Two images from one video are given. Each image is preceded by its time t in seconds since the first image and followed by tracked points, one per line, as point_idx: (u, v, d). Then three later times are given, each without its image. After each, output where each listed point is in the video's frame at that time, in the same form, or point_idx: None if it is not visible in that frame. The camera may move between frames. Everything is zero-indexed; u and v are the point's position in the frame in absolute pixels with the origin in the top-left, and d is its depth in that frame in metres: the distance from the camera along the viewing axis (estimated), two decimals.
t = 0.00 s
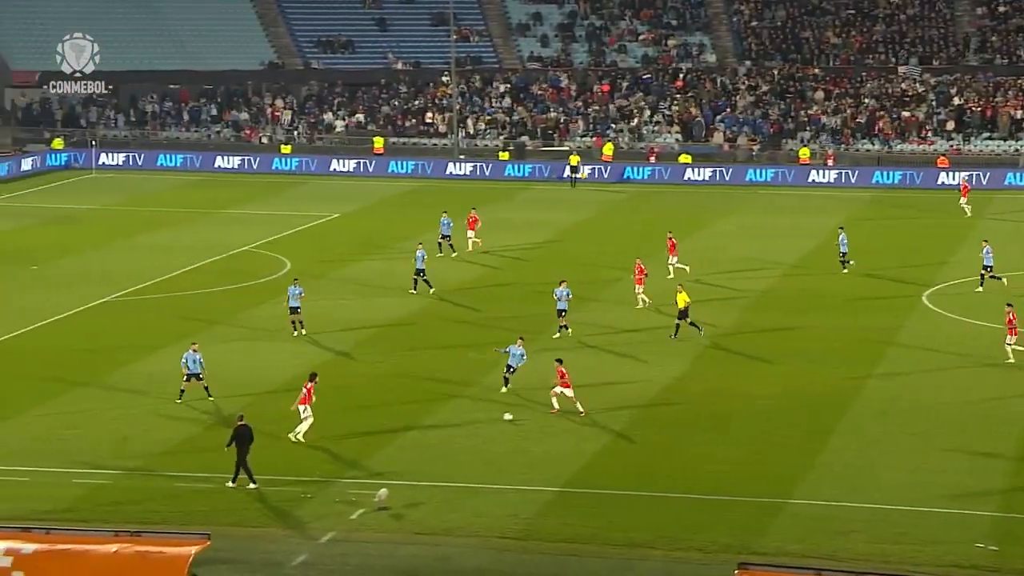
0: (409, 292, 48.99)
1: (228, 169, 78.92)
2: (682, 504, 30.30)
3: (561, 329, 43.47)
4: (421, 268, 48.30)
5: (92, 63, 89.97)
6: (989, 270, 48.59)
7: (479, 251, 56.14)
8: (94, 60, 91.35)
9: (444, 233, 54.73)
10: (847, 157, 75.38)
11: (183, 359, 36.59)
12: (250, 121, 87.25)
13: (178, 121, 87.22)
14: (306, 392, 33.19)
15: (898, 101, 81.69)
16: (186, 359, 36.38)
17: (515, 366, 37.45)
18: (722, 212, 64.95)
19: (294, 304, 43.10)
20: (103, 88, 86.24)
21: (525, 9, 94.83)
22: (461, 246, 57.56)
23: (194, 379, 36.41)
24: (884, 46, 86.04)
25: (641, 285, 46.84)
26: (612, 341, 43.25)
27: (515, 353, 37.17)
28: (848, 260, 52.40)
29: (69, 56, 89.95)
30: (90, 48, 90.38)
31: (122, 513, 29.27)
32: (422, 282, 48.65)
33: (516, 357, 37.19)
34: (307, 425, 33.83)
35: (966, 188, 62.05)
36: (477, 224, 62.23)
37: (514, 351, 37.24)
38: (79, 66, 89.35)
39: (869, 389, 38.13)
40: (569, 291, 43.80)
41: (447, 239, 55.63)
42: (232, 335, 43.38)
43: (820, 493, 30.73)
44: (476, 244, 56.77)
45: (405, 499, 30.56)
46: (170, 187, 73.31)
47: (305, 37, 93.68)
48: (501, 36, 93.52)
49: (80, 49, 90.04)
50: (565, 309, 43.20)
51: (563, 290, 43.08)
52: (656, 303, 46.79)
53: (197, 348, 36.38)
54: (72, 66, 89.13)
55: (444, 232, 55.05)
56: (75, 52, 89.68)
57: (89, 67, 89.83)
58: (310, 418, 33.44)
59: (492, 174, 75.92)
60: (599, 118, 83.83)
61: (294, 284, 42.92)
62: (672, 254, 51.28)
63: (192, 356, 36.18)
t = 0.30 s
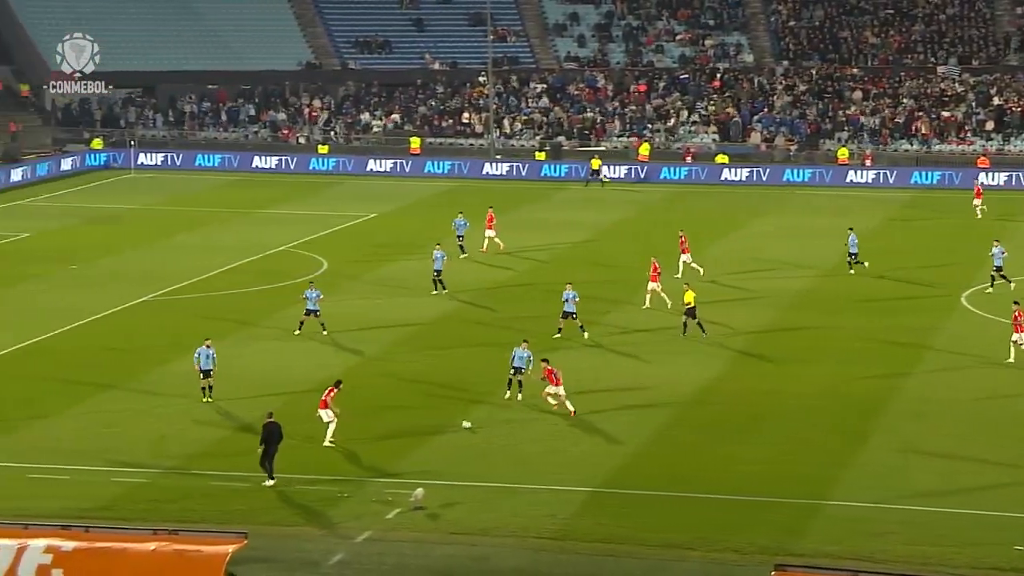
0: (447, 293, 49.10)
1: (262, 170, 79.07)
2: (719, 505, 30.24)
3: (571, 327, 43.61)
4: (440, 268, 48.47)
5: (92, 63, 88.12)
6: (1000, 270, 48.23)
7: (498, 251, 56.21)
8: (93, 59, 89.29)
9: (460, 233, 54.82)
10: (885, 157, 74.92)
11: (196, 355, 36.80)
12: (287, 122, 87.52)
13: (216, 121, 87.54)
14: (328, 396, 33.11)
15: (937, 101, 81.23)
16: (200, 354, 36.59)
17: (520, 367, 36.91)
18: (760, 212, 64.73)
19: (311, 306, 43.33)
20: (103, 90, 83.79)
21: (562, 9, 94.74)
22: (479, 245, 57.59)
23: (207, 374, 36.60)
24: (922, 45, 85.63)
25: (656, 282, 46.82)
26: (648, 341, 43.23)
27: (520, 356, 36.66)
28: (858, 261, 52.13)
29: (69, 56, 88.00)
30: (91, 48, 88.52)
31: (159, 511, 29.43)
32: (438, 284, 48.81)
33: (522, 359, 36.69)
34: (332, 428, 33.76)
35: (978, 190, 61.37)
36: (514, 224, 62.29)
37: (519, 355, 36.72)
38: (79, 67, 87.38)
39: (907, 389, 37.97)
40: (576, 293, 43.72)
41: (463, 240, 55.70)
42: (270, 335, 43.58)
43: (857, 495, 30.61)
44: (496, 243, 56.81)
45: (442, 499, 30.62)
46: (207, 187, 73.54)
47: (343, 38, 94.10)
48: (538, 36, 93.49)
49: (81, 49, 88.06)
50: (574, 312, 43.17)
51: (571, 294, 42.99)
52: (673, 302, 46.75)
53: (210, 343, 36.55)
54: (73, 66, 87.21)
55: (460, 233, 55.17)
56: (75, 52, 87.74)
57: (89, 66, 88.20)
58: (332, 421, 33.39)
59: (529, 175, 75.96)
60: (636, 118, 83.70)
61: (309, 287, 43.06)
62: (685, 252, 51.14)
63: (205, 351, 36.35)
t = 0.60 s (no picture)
0: (481, 293, 49.10)
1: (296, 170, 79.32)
2: (752, 506, 30.13)
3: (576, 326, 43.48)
4: (455, 267, 48.46)
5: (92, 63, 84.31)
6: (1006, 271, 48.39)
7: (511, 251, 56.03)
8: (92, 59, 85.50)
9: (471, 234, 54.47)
10: (920, 157, 74.56)
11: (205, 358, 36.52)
12: (321, 121, 87.57)
13: (251, 121, 87.93)
14: (346, 394, 33.17)
15: (973, 100, 80.77)
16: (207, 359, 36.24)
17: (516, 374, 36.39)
18: (795, 212, 64.42)
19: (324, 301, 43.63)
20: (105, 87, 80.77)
21: (596, 8, 94.66)
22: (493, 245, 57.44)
23: (216, 378, 36.35)
24: (958, 45, 85.18)
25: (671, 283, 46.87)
26: (682, 340, 43.14)
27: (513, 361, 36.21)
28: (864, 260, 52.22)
29: (69, 56, 84.44)
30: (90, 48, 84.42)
31: (193, 509, 29.55)
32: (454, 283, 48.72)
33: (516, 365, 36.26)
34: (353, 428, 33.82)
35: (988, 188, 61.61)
36: (546, 224, 62.23)
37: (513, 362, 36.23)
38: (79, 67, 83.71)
39: (942, 390, 37.79)
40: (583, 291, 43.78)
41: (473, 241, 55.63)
42: (303, 334, 43.69)
43: (891, 496, 30.47)
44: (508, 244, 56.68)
45: (474, 498, 30.65)
46: (241, 187, 73.69)
47: (376, 37, 94.47)
48: (571, 36, 93.47)
49: (80, 49, 84.31)
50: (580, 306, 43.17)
51: (578, 289, 43.00)
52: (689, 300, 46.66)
53: (217, 347, 36.25)
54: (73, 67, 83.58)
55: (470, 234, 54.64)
56: (75, 52, 83.98)
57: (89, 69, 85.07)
58: (352, 420, 33.46)
59: (562, 174, 75.87)
60: (669, 117, 83.61)
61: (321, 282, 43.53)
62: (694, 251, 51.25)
63: (212, 357, 36.06)
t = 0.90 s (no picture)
0: (512, 291, 49.10)
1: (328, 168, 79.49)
2: (785, 505, 30.03)
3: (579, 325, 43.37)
4: (470, 267, 48.44)
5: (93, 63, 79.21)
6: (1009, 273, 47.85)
7: (526, 250, 55.81)
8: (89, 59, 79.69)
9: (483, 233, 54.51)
10: (954, 155, 74.32)
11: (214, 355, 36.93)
12: (353, 120, 87.37)
13: (283, 120, 88.10)
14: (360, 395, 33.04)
15: (1008, 98, 80.29)
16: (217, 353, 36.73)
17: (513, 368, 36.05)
18: (829, 212, 64.07)
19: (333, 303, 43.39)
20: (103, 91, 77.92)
21: (628, 6, 94.67)
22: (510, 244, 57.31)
23: (225, 372, 36.73)
24: (993, 42, 84.68)
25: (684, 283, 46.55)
26: (714, 339, 43.04)
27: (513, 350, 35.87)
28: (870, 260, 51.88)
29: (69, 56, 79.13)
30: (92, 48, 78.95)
31: (225, 506, 29.65)
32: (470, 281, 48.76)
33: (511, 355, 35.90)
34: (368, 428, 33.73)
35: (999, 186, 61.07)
36: (578, 223, 62.16)
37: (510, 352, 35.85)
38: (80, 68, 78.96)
39: (976, 389, 37.61)
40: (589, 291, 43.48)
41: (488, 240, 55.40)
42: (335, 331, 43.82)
43: (924, 495, 30.35)
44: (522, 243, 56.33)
45: (505, 496, 30.67)
46: (273, 185, 73.77)
47: (408, 36, 94.69)
48: (603, 34, 93.47)
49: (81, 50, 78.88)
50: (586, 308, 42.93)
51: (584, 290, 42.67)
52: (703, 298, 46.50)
53: (226, 342, 36.70)
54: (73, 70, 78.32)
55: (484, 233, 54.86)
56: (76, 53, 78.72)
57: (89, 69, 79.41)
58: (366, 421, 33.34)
59: (593, 174, 75.73)
60: (701, 116, 83.23)
61: (331, 284, 43.23)
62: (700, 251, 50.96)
63: (221, 350, 36.52)
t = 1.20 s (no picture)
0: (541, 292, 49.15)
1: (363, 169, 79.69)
2: (818, 506, 29.94)
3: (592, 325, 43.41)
4: (490, 267, 48.31)
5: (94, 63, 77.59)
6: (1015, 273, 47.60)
7: (548, 250, 55.94)
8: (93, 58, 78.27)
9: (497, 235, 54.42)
10: (989, 155, 74.18)
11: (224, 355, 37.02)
12: (387, 120, 87.27)
13: (316, 120, 88.16)
14: (380, 393, 32.72)
15: None
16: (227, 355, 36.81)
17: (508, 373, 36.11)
18: (863, 212, 63.90)
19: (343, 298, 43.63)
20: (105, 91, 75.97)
21: (662, 6, 94.51)
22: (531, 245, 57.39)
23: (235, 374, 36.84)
24: None
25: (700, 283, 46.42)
26: (748, 339, 42.97)
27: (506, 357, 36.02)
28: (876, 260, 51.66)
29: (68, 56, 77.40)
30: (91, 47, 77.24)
31: (258, 506, 29.76)
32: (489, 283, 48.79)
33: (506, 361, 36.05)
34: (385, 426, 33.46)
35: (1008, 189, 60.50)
36: (610, 223, 62.11)
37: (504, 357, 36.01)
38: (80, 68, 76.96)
39: (1011, 391, 37.41)
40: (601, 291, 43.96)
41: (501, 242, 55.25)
42: (369, 332, 43.97)
43: (959, 497, 30.20)
44: (546, 240, 56.49)
45: (538, 497, 30.67)
46: (305, 186, 73.93)
47: (441, 36, 94.76)
48: (637, 34, 93.36)
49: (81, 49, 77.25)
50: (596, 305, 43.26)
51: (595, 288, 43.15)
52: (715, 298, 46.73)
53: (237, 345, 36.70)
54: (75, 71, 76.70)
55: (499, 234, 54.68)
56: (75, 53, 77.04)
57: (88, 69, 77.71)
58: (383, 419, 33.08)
59: (626, 174, 75.68)
60: (734, 116, 83.02)
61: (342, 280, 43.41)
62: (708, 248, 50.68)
63: (232, 355, 36.57)
